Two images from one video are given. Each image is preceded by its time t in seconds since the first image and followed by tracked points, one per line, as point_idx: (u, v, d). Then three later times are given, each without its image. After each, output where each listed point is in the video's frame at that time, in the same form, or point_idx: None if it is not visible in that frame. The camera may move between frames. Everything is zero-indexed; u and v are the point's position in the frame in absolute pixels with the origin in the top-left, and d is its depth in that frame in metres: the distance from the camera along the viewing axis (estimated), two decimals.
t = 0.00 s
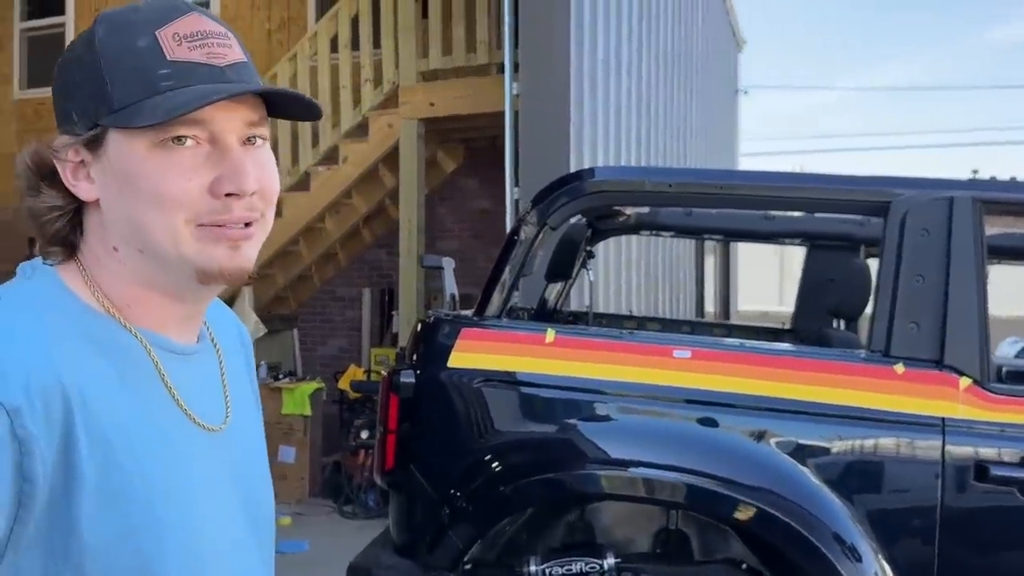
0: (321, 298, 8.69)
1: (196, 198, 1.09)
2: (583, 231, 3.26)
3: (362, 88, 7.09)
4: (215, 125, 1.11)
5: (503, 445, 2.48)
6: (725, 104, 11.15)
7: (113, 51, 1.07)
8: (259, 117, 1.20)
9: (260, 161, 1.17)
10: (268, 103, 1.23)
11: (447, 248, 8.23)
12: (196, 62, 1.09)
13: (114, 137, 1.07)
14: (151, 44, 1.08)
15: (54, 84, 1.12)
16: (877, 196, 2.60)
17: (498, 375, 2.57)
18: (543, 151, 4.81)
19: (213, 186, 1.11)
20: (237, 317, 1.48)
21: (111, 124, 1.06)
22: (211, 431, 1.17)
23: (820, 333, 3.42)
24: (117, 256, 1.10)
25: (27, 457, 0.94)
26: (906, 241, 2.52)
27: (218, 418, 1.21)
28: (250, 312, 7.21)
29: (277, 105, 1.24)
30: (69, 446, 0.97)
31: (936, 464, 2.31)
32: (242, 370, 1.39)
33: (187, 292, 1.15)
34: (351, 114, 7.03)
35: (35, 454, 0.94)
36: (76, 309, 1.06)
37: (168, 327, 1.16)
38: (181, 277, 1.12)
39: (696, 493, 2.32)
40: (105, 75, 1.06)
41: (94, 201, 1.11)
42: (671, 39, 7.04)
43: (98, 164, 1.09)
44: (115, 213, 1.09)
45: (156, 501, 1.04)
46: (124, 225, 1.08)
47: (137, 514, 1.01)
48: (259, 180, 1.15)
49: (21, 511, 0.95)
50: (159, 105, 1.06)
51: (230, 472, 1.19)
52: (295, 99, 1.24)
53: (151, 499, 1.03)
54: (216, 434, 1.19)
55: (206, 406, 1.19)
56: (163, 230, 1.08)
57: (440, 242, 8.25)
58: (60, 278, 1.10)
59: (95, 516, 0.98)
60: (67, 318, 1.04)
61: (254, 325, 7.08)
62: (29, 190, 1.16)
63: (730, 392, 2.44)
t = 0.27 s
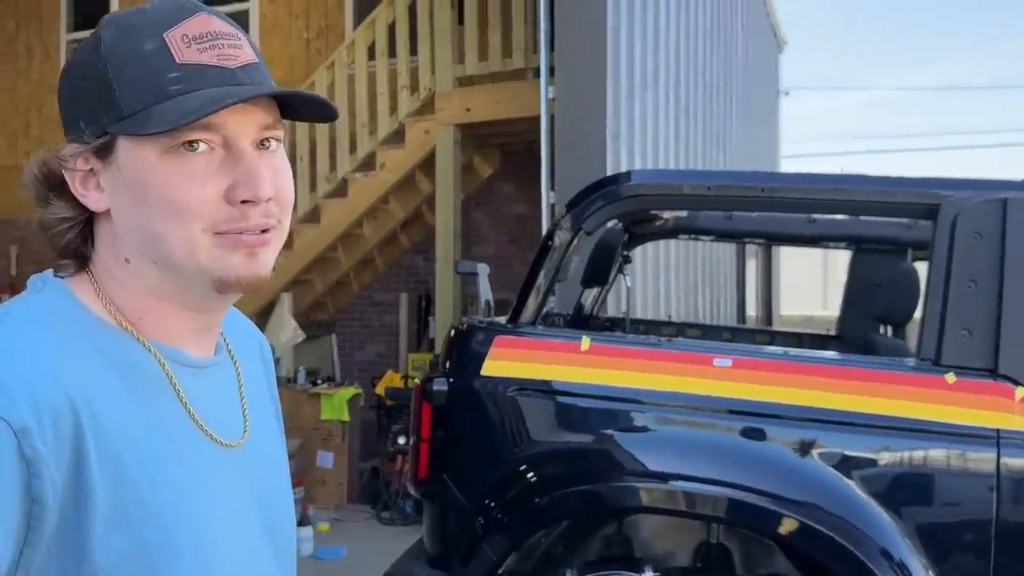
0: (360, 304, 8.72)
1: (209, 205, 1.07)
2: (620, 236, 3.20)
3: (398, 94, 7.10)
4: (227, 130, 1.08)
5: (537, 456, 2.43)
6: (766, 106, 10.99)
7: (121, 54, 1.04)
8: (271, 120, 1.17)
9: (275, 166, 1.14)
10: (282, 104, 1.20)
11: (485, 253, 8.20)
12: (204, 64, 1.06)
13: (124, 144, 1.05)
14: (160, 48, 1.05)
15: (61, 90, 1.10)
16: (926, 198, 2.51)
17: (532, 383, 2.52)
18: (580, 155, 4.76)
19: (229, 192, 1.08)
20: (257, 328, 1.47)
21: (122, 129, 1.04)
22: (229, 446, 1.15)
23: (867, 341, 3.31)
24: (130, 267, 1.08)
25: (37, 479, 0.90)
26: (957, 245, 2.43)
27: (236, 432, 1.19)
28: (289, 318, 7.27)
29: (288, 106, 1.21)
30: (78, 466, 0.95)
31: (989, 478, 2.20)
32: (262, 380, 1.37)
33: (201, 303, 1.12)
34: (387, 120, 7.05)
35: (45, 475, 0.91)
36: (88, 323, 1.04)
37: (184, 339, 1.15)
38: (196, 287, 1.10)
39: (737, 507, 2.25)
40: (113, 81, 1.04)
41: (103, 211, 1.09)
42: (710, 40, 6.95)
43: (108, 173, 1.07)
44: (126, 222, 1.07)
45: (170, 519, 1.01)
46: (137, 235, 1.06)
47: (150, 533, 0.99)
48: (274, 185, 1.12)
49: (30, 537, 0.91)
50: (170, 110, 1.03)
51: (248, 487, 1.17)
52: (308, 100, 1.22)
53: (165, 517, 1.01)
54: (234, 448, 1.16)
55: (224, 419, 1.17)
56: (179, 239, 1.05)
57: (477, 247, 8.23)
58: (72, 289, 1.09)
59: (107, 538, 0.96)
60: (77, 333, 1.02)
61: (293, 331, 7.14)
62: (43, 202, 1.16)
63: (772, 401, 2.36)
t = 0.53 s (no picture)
0: (398, 308, 8.76)
1: (316, 221, 1.12)
2: (660, 238, 3.15)
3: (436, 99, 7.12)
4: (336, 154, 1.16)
5: (577, 462, 2.40)
6: (809, 105, 10.81)
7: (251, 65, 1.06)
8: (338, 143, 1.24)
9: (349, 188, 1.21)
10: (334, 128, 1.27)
11: (523, 257, 8.18)
12: (321, 89, 1.13)
13: (237, 152, 1.06)
14: (286, 66, 1.09)
15: (129, 78, 1.04)
16: (979, 198, 2.43)
17: (573, 389, 2.49)
18: (619, 156, 4.72)
19: (328, 210, 1.15)
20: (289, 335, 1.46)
21: (246, 139, 1.06)
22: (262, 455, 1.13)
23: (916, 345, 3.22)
24: (213, 274, 1.08)
25: (72, 492, 0.89)
26: (1011, 247, 2.34)
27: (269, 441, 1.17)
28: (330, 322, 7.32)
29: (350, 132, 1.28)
30: (114, 477, 0.94)
31: None
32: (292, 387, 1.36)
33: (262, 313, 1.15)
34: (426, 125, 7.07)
35: (81, 490, 0.90)
36: (122, 332, 1.04)
37: (225, 347, 1.15)
38: (275, 294, 1.12)
39: (782, 517, 2.19)
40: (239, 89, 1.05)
41: (187, 213, 1.06)
42: (750, 39, 6.85)
43: (204, 176, 1.06)
44: (225, 230, 1.07)
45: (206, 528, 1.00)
46: (240, 244, 1.07)
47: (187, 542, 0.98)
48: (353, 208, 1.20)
49: (70, 548, 0.91)
50: (306, 131, 1.09)
51: (284, 494, 1.16)
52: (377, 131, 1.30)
53: (202, 526, 0.99)
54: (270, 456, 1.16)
55: (258, 427, 1.16)
56: (288, 250, 1.09)
57: (515, 251, 8.21)
58: (104, 298, 1.08)
59: (145, 548, 0.95)
60: (113, 341, 1.02)
61: (334, 335, 7.20)
62: (82, 193, 1.09)
63: (818, 408, 2.30)
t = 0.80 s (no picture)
0: (434, 311, 8.77)
1: (347, 221, 1.11)
2: (698, 239, 3.11)
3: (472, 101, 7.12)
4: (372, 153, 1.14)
5: (615, 467, 2.36)
6: (850, 104, 10.62)
7: (295, 57, 1.05)
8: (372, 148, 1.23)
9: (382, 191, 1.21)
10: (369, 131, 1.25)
11: (558, 259, 8.15)
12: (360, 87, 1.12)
13: (274, 146, 1.05)
14: (327, 63, 1.08)
15: (174, 69, 1.04)
16: None
17: (609, 393, 2.45)
18: (656, 157, 4.67)
19: (359, 211, 1.13)
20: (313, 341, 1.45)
21: (284, 133, 1.05)
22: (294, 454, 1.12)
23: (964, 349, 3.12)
24: (244, 270, 1.06)
25: (132, 436, 0.91)
26: None
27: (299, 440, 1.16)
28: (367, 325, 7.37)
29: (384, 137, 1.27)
30: (169, 427, 0.95)
31: None
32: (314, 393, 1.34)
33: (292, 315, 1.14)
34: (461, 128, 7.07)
35: (139, 434, 0.92)
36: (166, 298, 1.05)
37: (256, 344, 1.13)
38: (306, 295, 1.10)
39: (824, 523, 2.13)
40: (281, 82, 1.05)
41: (220, 202, 1.04)
42: (790, 36, 6.75)
43: (243, 167, 1.05)
44: (258, 223, 1.06)
45: (248, 495, 1.01)
46: (274, 240, 1.06)
47: (231, 504, 0.99)
48: (384, 210, 1.19)
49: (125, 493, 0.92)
50: (343, 126, 1.07)
51: (313, 483, 1.16)
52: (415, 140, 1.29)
53: (244, 493, 1.00)
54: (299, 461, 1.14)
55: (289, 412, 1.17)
56: (318, 248, 1.08)
57: (551, 253, 8.18)
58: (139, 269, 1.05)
59: (196, 503, 0.95)
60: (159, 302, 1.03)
61: (371, 338, 7.26)
62: (116, 182, 1.07)
63: (863, 412, 2.24)
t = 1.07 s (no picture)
0: (467, 312, 8.78)
1: (405, 213, 1.10)
2: (735, 238, 3.06)
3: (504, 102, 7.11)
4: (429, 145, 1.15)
5: (651, 468, 2.33)
6: (888, 101, 10.44)
7: (357, 49, 1.06)
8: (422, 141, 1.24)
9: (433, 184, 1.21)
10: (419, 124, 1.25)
11: (591, 260, 8.10)
12: (417, 79, 1.13)
13: (334, 135, 1.05)
14: (387, 53, 1.09)
15: (234, 59, 1.03)
16: None
17: (644, 391, 2.42)
18: (691, 156, 4.63)
19: (415, 203, 1.13)
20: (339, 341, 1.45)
21: (345, 123, 1.05)
22: (331, 450, 1.11)
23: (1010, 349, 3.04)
24: (301, 261, 1.06)
25: (154, 465, 0.86)
26: None
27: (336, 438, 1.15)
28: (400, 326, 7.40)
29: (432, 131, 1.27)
30: (194, 452, 0.90)
31: None
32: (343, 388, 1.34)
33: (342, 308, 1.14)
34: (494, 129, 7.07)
35: (163, 462, 0.87)
36: (198, 311, 1.00)
37: (300, 336, 1.13)
38: (362, 288, 1.10)
39: (867, 526, 2.08)
40: (342, 72, 1.05)
41: (281, 193, 1.03)
42: (827, 33, 6.65)
43: (304, 158, 1.04)
44: (318, 214, 1.05)
45: (281, 522, 0.95)
46: (334, 232, 1.05)
47: (262, 530, 0.94)
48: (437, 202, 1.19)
49: (149, 524, 0.87)
50: (402, 117, 1.08)
51: (351, 499, 1.12)
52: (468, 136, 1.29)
53: (277, 519, 0.95)
54: (334, 453, 1.12)
55: (324, 426, 1.12)
56: (376, 240, 1.07)
57: (584, 254, 8.14)
58: (180, 277, 1.05)
59: (223, 530, 0.90)
60: (190, 316, 0.98)
61: (403, 339, 7.33)
62: (176, 171, 1.07)
63: (907, 412, 2.19)
